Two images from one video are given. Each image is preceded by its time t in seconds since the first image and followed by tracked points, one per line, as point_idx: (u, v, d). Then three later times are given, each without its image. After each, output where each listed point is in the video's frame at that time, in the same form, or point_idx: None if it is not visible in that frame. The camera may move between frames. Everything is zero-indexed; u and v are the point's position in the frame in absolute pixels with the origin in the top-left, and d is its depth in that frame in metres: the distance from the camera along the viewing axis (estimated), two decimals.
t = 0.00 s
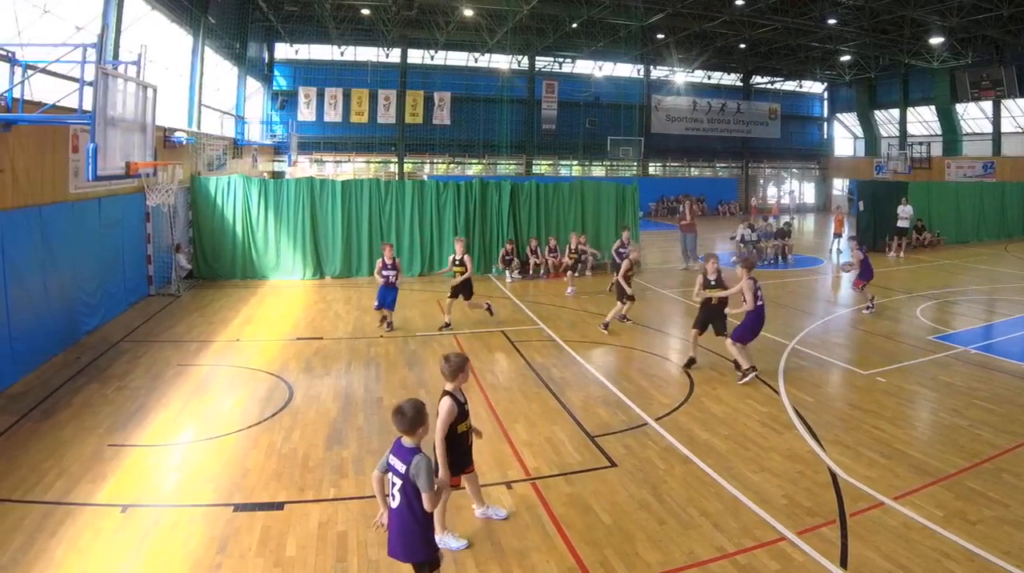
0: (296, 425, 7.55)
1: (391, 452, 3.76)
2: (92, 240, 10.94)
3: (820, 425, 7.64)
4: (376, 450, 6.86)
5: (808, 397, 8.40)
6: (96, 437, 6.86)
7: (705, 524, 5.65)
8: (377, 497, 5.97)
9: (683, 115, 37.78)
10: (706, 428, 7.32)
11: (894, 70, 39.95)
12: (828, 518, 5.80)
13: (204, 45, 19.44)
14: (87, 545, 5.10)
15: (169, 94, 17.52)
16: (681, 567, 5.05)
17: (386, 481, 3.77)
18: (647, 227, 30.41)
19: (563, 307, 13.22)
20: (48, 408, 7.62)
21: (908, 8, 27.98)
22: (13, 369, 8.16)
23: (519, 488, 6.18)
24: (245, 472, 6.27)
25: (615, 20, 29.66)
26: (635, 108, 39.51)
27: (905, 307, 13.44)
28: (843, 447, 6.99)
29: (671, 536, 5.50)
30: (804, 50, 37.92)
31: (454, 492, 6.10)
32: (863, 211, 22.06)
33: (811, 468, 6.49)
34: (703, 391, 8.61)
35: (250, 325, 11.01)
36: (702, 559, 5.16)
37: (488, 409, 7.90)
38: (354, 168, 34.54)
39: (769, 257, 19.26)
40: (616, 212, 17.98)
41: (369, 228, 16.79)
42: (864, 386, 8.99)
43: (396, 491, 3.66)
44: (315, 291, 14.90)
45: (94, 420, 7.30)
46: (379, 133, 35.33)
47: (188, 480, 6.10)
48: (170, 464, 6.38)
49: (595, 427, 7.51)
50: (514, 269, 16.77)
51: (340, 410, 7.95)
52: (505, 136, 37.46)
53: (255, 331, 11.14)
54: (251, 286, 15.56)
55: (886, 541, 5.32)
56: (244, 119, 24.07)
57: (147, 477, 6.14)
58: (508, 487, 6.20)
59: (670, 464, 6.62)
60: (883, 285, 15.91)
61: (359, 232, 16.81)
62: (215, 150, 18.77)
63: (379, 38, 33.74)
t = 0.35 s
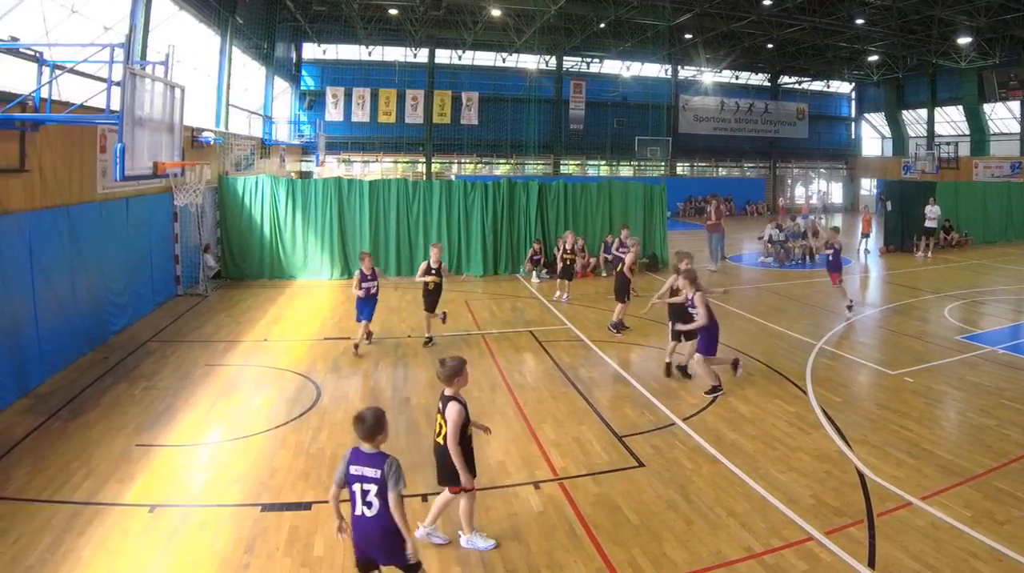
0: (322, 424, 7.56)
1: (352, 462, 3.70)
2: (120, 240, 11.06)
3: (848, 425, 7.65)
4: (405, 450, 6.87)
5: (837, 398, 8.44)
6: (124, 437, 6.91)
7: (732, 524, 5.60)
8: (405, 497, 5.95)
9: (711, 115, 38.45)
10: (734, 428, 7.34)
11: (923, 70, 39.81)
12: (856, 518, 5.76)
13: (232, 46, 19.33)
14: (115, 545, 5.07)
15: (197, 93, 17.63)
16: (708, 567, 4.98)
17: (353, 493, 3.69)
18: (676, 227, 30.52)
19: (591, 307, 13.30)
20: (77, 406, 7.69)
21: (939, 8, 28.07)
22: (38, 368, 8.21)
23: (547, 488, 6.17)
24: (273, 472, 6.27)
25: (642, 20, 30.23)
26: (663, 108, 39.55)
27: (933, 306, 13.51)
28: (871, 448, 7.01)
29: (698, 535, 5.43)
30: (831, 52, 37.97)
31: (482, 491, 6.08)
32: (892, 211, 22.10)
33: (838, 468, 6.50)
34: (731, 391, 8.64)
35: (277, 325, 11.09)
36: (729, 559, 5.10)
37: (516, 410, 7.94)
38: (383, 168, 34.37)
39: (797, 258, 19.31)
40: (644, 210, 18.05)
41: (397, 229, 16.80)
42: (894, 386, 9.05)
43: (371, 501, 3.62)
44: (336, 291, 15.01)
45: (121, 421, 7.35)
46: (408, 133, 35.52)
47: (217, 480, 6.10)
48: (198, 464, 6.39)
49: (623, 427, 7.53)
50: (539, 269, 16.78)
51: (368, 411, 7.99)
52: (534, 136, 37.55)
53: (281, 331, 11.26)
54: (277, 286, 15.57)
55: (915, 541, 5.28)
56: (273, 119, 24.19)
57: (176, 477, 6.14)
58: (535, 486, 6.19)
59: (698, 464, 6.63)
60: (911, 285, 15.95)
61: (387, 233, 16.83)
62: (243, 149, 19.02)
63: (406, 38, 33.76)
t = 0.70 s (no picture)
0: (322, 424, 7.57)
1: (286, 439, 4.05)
2: (121, 240, 11.07)
3: (848, 425, 7.65)
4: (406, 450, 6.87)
5: (837, 398, 8.44)
6: (124, 437, 6.91)
7: (732, 524, 5.60)
8: (405, 497, 5.95)
9: (711, 115, 38.49)
10: (734, 429, 7.34)
11: (923, 70, 39.80)
12: (856, 518, 5.75)
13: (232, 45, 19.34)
14: (114, 545, 5.06)
15: (197, 93, 17.62)
16: (709, 567, 4.99)
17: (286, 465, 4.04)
18: (676, 227, 30.50)
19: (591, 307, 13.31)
20: (77, 406, 7.69)
21: (939, 8, 28.06)
22: (38, 368, 8.21)
23: (547, 488, 6.17)
24: (273, 472, 6.27)
25: (642, 20, 30.24)
26: (663, 108, 39.54)
27: (933, 306, 13.51)
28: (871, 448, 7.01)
29: (698, 536, 5.43)
30: (830, 52, 37.99)
31: (482, 492, 6.08)
32: (891, 211, 22.09)
33: (838, 468, 6.50)
34: (731, 392, 8.64)
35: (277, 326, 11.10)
36: (729, 559, 5.10)
37: (516, 410, 7.94)
38: (383, 168, 34.51)
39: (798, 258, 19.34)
40: (644, 210, 18.03)
41: (397, 229, 16.83)
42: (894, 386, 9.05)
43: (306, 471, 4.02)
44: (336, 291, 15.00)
45: (121, 421, 7.35)
46: (409, 133, 35.50)
47: (217, 480, 6.09)
48: (198, 464, 6.39)
49: (623, 427, 7.53)
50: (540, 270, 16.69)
51: (368, 411, 7.99)
52: (534, 136, 37.54)
53: (282, 331, 11.27)
54: (276, 286, 15.59)
55: (915, 541, 5.28)
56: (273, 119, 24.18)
57: (176, 477, 6.14)
58: (535, 486, 6.19)
59: (698, 464, 6.63)
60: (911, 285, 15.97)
61: (387, 233, 16.85)
62: (243, 149, 19.02)
63: (406, 38, 33.77)
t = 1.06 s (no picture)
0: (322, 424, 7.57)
1: (234, 396, 4.78)
2: (121, 241, 11.08)
3: (848, 425, 7.65)
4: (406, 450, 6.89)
5: (838, 398, 8.44)
6: (124, 437, 6.91)
7: (732, 524, 5.60)
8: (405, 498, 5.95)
9: (711, 115, 38.51)
10: (734, 429, 7.34)
11: (923, 70, 39.80)
12: (856, 519, 5.75)
13: (232, 45, 19.35)
14: (114, 545, 5.06)
15: (197, 93, 17.62)
16: (709, 567, 4.99)
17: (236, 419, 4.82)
18: (676, 228, 30.48)
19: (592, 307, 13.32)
20: (78, 406, 7.71)
21: (939, 8, 28.08)
22: (38, 368, 8.21)
23: (547, 488, 6.17)
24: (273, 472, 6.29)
25: (642, 19, 30.25)
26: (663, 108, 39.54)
27: (933, 306, 13.51)
28: (870, 448, 7.01)
29: (698, 536, 5.43)
30: (831, 52, 38.00)
31: (482, 491, 6.08)
32: (891, 211, 22.10)
33: (838, 468, 6.50)
34: (731, 392, 8.64)
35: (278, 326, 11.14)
36: (730, 559, 5.10)
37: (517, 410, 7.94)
38: (383, 168, 34.50)
39: (797, 258, 19.35)
40: (644, 210, 18.02)
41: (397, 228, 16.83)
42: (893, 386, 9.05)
43: (252, 424, 4.83)
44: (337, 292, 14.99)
45: (121, 421, 7.35)
46: (409, 133, 35.49)
47: (217, 480, 6.11)
48: (198, 464, 6.41)
49: (624, 427, 7.53)
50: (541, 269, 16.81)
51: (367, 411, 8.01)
52: (534, 136, 37.54)
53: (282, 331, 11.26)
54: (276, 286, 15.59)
55: (914, 542, 5.28)
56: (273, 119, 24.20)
57: (176, 477, 6.14)
58: (535, 486, 6.19)
59: (699, 463, 6.63)
60: (911, 285, 15.96)
61: (387, 233, 16.85)
62: (243, 149, 19.03)
63: (406, 38, 33.77)
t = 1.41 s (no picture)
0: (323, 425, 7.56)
1: (190, 368, 5.50)
2: (121, 241, 11.09)
3: (847, 425, 7.65)
4: (406, 449, 6.89)
5: (838, 398, 8.45)
6: (124, 437, 6.91)
7: (733, 524, 5.60)
8: (405, 498, 5.94)
9: (711, 115, 38.47)
10: (734, 429, 7.34)
11: (923, 70, 39.79)
12: (856, 519, 5.75)
13: (232, 45, 19.36)
14: (114, 546, 5.06)
15: (197, 94, 17.63)
16: (709, 567, 4.98)
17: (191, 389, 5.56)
18: (676, 228, 30.48)
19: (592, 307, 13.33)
20: (77, 406, 7.71)
21: (939, 8, 28.08)
22: (38, 368, 8.21)
23: (547, 488, 6.17)
24: (273, 473, 6.28)
25: (642, 20, 30.24)
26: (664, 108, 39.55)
27: (933, 306, 13.51)
28: (870, 449, 7.01)
29: (698, 535, 5.43)
30: (831, 52, 37.98)
31: (482, 492, 6.07)
32: (891, 211, 22.10)
33: (838, 468, 6.50)
34: (731, 392, 8.65)
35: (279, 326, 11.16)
36: (730, 559, 5.10)
37: (516, 411, 7.94)
38: (383, 168, 34.51)
39: (797, 258, 19.36)
40: (644, 210, 18.01)
41: (398, 228, 16.82)
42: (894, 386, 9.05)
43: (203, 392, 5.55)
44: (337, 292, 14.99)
45: (121, 421, 7.35)
46: (409, 133, 35.49)
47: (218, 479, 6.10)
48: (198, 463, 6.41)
49: (623, 426, 7.54)
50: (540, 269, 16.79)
51: (367, 411, 8.02)
52: (533, 136, 37.54)
53: (279, 331, 11.25)
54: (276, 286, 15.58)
55: (914, 542, 5.27)
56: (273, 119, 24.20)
57: (175, 477, 6.15)
58: (536, 487, 6.19)
59: (699, 464, 6.63)
60: (912, 285, 15.95)
61: (387, 233, 16.85)
62: (243, 149, 19.03)
63: (406, 38, 33.78)
